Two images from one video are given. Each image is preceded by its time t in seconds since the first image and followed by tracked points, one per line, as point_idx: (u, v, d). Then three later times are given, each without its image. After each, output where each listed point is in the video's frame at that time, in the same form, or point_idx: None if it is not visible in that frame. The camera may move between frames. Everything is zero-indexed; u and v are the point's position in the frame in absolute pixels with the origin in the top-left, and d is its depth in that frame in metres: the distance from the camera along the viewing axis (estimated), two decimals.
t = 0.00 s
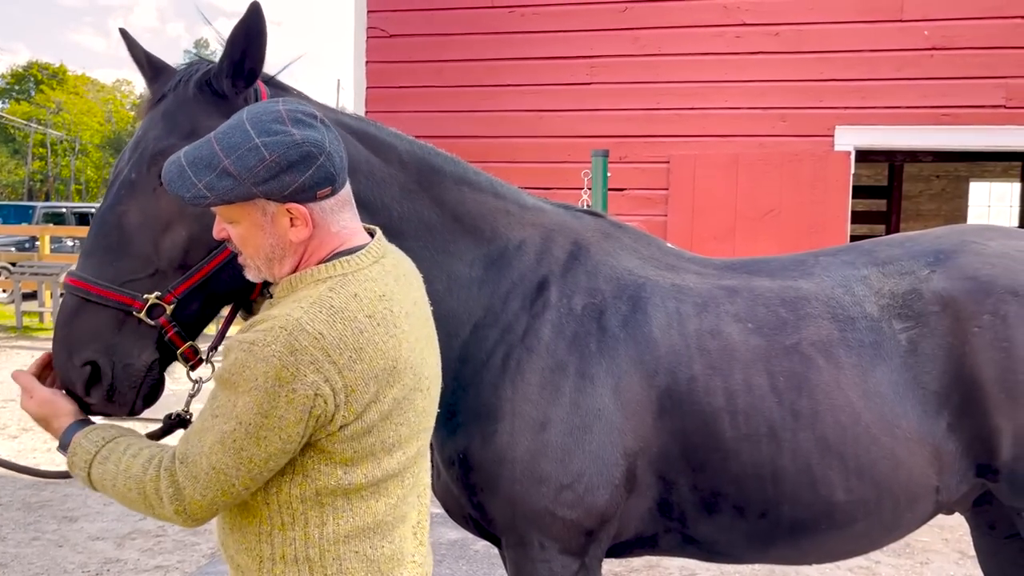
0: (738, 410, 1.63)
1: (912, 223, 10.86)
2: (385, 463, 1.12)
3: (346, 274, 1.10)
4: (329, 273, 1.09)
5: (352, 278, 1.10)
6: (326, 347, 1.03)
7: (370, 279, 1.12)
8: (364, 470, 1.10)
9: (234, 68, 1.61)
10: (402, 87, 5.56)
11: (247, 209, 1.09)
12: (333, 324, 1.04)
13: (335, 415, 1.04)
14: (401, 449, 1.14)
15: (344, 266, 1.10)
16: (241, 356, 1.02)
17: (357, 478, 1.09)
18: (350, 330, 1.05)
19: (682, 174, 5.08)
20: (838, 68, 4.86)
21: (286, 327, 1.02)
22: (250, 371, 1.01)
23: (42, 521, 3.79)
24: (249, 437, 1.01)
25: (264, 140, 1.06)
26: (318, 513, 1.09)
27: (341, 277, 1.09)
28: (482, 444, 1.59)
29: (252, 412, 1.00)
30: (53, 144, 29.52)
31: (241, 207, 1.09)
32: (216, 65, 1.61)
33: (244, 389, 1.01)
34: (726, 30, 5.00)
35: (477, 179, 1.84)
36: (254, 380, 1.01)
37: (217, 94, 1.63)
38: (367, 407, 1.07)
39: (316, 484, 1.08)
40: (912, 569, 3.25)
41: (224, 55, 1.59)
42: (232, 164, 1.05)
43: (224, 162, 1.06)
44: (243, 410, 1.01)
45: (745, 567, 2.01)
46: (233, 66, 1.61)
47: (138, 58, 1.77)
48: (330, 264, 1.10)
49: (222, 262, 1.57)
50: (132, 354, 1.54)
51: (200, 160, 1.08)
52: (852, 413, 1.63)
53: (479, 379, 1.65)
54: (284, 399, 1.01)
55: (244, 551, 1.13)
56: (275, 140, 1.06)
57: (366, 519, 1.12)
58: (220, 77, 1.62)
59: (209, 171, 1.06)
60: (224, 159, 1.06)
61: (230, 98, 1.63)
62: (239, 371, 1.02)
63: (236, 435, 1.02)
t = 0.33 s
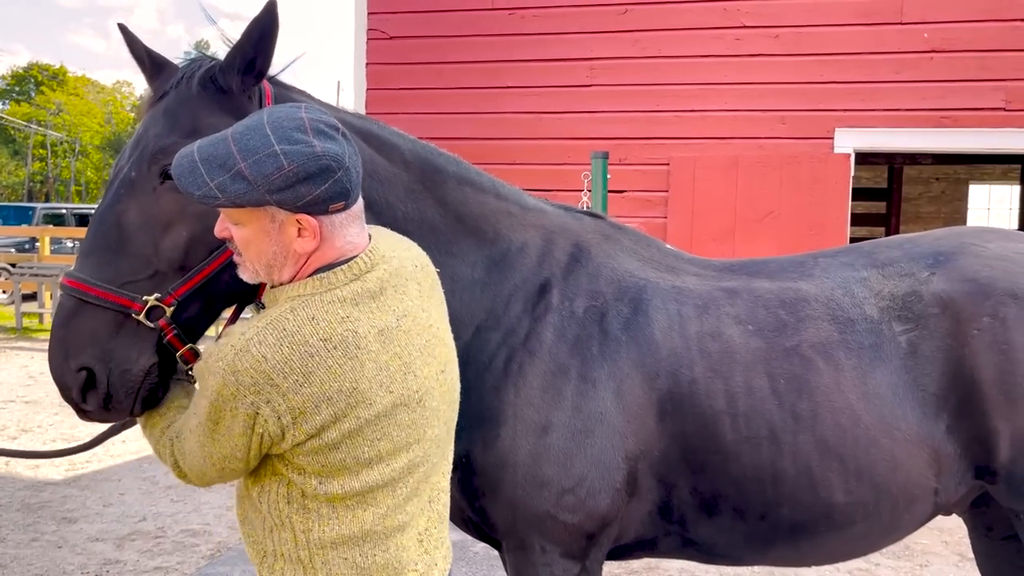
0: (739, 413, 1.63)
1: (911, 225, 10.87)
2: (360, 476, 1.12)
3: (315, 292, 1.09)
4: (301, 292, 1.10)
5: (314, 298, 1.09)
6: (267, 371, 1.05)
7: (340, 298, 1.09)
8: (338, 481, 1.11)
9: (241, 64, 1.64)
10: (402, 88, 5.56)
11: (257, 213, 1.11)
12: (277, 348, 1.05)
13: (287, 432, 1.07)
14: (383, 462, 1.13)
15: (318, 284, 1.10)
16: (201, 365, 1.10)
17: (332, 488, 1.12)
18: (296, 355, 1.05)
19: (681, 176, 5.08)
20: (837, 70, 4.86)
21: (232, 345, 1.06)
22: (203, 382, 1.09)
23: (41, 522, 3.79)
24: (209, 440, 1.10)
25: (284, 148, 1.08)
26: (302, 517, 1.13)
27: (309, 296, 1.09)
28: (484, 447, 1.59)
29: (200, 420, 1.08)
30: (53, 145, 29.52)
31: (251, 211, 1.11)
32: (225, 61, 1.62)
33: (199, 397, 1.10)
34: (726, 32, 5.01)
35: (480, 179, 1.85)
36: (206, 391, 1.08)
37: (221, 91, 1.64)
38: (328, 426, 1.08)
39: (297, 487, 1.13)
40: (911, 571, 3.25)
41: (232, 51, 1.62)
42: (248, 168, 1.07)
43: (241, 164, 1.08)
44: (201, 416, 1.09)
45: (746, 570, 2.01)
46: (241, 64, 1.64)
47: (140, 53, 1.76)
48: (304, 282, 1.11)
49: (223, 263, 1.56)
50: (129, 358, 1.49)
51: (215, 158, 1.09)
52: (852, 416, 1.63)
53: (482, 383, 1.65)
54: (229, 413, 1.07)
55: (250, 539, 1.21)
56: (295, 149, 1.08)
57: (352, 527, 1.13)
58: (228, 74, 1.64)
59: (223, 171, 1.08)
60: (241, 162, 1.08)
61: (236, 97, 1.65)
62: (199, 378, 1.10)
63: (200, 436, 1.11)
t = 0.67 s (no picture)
0: (741, 416, 1.64)
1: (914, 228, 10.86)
2: (366, 487, 1.13)
3: (337, 302, 1.10)
4: (324, 300, 1.11)
5: (335, 308, 1.10)
6: (280, 378, 1.06)
7: (359, 310, 1.10)
8: (344, 489, 1.13)
9: (277, 39, 1.63)
10: (404, 90, 5.56)
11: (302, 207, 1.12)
12: (292, 355, 1.06)
13: (296, 435, 1.10)
14: (392, 475, 1.13)
15: (341, 294, 1.11)
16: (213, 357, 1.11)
17: (339, 495, 1.13)
18: (311, 366, 1.06)
19: (683, 178, 5.08)
20: (839, 73, 4.86)
21: (248, 347, 1.08)
22: (213, 375, 1.09)
23: (43, 523, 3.79)
24: (210, 434, 1.11)
25: (349, 152, 1.09)
26: (310, 520, 1.15)
27: (331, 305, 1.10)
28: (488, 450, 1.58)
29: (205, 411, 1.08)
30: (56, 146, 29.55)
31: (297, 206, 1.12)
32: (259, 34, 1.62)
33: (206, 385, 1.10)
34: (728, 35, 5.01)
35: (487, 180, 1.85)
36: (215, 384, 1.09)
37: (252, 62, 1.63)
38: (339, 435, 1.09)
39: (307, 489, 1.15)
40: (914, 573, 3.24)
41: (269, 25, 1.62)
42: (308, 163, 1.08)
43: (299, 158, 1.08)
44: (205, 407, 1.10)
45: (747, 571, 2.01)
46: (276, 39, 1.63)
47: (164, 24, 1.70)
48: (330, 289, 1.12)
49: (229, 233, 1.54)
50: (113, 313, 1.43)
51: (274, 144, 1.09)
52: (855, 418, 1.63)
53: (486, 385, 1.65)
54: (236, 410, 1.08)
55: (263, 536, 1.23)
56: (360, 156, 1.09)
57: (357, 535, 1.14)
58: (260, 48, 1.63)
59: (280, 160, 1.09)
60: (301, 155, 1.08)
61: (266, 70, 1.63)
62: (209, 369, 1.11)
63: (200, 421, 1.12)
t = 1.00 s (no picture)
0: (744, 418, 1.64)
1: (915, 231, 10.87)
2: (368, 485, 1.12)
3: (387, 293, 1.11)
4: (373, 288, 1.11)
5: (384, 297, 1.10)
6: (318, 358, 1.04)
7: (403, 307, 1.11)
8: (345, 482, 1.12)
9: (316, 18, 1.63)
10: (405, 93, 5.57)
11: (390, 180, 1.15)
12: (336, 337, 1.05)
13: (314, 420, 1.07)
14: (395, 477, 1.14)
15: (390, 285, 1.11)
16: (249, 318, 1.04)
17: (341, 487, 1.12)
18: (351, 351, 1.05)
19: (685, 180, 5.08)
20: (841, 74, 4.86)
21: (294, 319, 1.04)
22: (245, 338, 1.03)
23: (43, 524, 3.79)
24: (219, 401, 1.05)
25: (457, 147, 1.17)
26: (305, 511, 1.13)
27: (381, 295, 1.10)
28: (493, 454, 1.58)
29: (226, 372, 1.02)
30: (58, 148, 29.59)
31: (387, 176, 1.15)
32: (299, 10, 1.62)
33: (235, 343, 1.03)
34: (729, 37, 5.00)
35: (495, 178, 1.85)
36: (245, 346, 1.03)
37: (291, 39, 1.63)
38: (359, 426, 1.09)
39: (306, 476, 1.13)
40: None
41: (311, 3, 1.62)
42: (419, 142, 1.14)
43: (412, 133, 1.15)
44: (224, 367, 1.03)
45: None
46: (315, 18, 1.63)
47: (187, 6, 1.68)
48: (379, 277, 1.12)
49: (279, 206, 1.51)
50: (170, 277, 1.33)
51: (392, 115, 1.15)
52: (857, 420, 1.64)
53: (492, 387, 1.65)
54: (259, 378, 1.03)
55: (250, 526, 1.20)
56: (465, 154, 1.17)
57: (351, 531, 1.13)
58: (298, 25, 1.63)
59: (393, 129, 1.14)
60: (415, 133, 1.15)
61: (304, 47, 1.63)
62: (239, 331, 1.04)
63: (216, 377, 1.04)
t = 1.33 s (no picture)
0: (747, 418, 1.65)
1: (915, 233, 10.85)
2: (383, 485, 1.12)
3: (415, 291, 1.13)
4: (402, 285, 1.12)
5: (414, 296, 1.12)
6: (355, 354, 1.04)
7: (433, 306, 1.13)
8: (361, 483, 1.11)
9: (325, 29, 1.63)
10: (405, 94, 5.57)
11: (426, 179, 1.18)
12: (372, 334, 1.06)
13: (339, 417, 1.07)
14: (406, 478, 1.14)
15: (418, 283, 1.13)
16: (282, 323, 1.03)
17: (355, 488, 1.11)
18: (386, 348, 1.06)
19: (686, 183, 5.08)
20: (841, 77, 4.86)
21: (331, 318, 1.05)
22: (281, 339, 1.02)
23: (43, 526, 3.79)
24: (253, 421, 1.05)
25: (495, 152, 1.20)
26: (313, 513, 1.11)
27: (410, 293, 1.12)
28: (496, 458, 1.58)
29: (263, 382, 1.02)
30: (58, 149, 29.60)
31: (423, 174, 1.18)
32: (306, 20, 1.61)
33: (267, 352, 1.03)
34: (729, 39, 5.01)
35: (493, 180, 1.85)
36: (278, 354, 1.02)
37: (300, 49, 1.62)
38: (380, 425, 1.09)
39: (317, 476, 1.11)
40: None
41: (320, 14, 1.61)
42: (459, 143, 1.17)
43: (452, 135, 1.18)
44: (260, 378, 1.03)
45: None
46: (323, 27, 1.63)
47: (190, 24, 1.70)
48: (407, 275, 1.14)
49: (305, 222, 1.51)
50: (214, 307, 1.30)
51: (434, 116, 1.18)
52: (860, 420, 1.65)
53: (494, 389, 1.65)
54: (295, 380, 1.03)
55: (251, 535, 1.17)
56: (502, 160, 1.21)
57: (360, 533, 1.12)
58: (307, 34, 1.62)
59: (434, 129, 1.17)
60: (456, 135, 1.18)
61: (314, 58, 1.63)
62: (275, 335, 1.03)
63: (249, 398, 1.05)
